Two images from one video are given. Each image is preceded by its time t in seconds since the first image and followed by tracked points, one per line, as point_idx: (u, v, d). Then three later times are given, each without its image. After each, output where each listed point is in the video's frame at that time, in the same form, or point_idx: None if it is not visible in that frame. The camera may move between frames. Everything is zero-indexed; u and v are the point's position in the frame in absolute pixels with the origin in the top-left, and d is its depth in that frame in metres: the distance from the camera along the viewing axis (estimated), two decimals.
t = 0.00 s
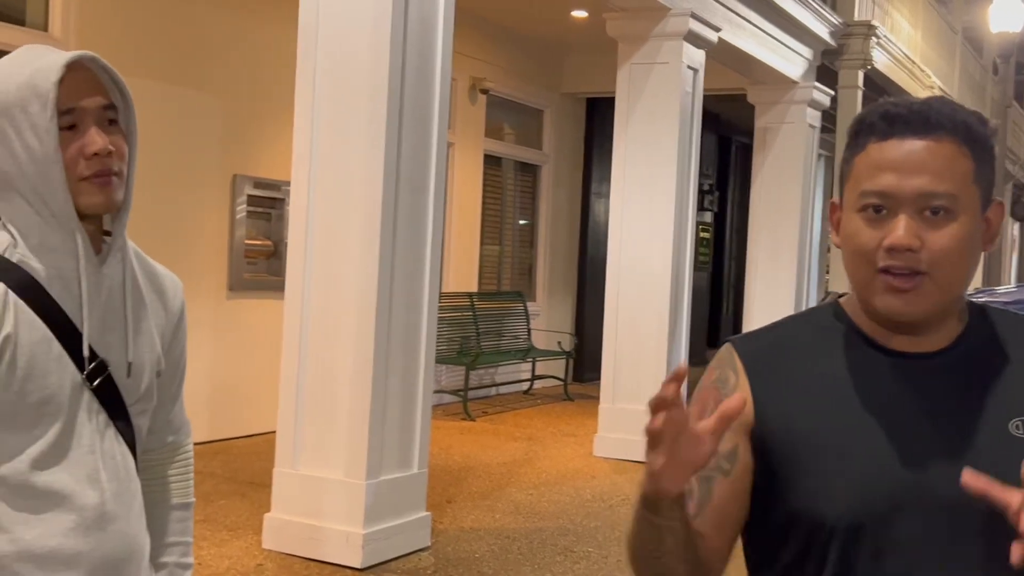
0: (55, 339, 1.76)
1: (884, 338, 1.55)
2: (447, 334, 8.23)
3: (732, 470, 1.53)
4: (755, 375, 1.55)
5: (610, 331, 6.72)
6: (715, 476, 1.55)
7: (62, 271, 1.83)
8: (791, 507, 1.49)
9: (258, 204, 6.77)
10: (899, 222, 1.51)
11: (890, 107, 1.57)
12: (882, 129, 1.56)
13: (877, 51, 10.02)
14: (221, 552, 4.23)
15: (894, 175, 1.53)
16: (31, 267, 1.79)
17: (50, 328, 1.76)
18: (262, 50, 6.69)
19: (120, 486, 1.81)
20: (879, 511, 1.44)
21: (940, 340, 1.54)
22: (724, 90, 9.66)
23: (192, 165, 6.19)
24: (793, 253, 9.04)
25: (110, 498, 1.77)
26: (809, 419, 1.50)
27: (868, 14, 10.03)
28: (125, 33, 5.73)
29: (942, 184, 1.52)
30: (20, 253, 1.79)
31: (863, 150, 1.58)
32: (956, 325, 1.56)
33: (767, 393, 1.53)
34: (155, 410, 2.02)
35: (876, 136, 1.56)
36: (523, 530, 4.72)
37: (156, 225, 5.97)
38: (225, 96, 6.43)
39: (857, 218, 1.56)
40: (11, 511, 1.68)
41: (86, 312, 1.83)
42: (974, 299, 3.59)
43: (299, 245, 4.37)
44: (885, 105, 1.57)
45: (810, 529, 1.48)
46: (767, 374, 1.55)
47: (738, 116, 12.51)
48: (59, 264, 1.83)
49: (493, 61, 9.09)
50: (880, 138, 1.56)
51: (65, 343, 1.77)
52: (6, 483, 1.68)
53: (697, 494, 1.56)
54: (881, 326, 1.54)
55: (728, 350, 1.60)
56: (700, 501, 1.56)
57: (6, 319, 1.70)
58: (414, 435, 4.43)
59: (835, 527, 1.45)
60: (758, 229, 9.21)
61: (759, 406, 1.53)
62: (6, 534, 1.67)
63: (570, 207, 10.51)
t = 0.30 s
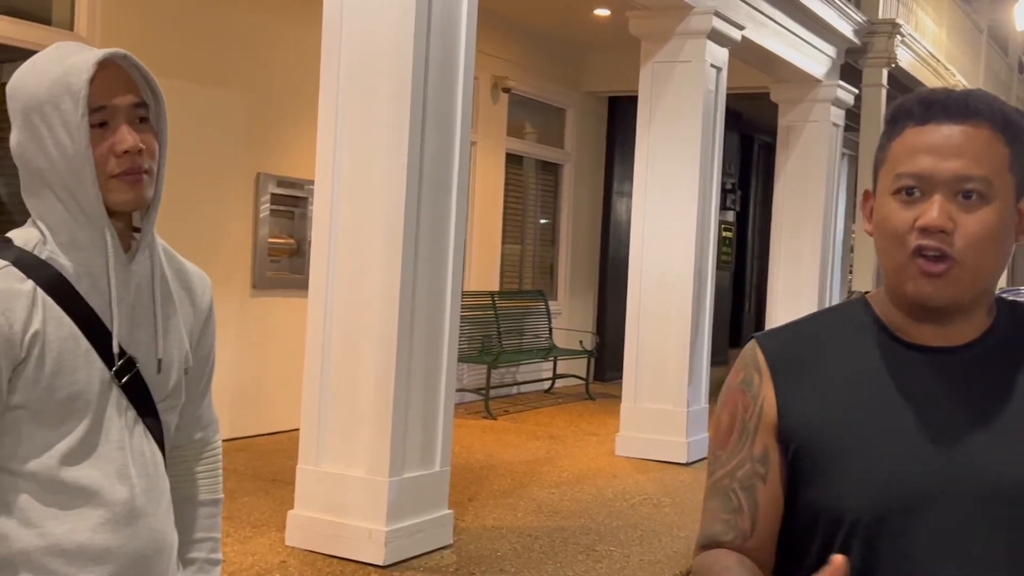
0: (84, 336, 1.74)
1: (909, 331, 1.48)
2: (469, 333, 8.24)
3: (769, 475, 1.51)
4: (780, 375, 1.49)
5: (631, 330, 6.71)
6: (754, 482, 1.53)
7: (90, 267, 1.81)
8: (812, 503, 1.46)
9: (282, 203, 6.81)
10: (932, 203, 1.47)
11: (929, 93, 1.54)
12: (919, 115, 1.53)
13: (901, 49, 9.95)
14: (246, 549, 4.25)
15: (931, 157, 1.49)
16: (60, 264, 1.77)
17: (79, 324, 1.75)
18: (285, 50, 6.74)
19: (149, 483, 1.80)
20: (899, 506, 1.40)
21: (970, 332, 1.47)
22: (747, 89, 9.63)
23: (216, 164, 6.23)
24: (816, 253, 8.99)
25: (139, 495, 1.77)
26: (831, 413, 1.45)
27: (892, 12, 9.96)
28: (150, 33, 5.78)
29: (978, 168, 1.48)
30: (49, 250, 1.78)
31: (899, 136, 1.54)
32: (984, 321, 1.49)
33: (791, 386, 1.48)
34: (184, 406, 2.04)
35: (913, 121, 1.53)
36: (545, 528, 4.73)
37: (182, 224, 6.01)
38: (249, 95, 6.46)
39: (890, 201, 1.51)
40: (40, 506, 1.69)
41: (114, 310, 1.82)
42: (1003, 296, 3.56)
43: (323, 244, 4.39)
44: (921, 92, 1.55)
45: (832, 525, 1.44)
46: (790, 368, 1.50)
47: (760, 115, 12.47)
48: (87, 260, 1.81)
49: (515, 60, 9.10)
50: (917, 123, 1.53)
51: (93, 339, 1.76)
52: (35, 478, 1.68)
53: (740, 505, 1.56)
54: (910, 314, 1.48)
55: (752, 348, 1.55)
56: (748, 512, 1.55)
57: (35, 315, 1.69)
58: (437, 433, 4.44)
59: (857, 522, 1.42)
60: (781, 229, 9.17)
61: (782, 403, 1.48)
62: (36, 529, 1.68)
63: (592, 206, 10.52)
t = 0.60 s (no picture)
0: (113, 333, 1.75)
1: (931, 324, 1.45)
2: (489, 332, 8.26)
3: (785, 467, 1.50)
4: (804, 370, 1.47)
5: (651, 329, 6.71)
6: (770, 475, 1.52)
7: (119, 265, 1.81)
8: (831, 498, 1.43)
9: (303, 201, 6.85)
10: (949, 186, 1.45)
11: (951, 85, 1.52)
12: (940, 106, 1.51)
13: (923, 48, 9.90)
14: (268, 546, 4.28)
15: (949, 143, 1.47)
16: (90, 262, 1.77)
17: (107, 321, 1.75)
18: (307, 49, 6.76)
19: (176, 479, 1.81)
20: (917, 503, 1.37)
21: (995, 325, 1.43)
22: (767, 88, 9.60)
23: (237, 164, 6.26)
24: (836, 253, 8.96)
25: (167, 491, 1.77)
26: (855, 408, 1.42)
27: (914, 10, 9.91)
28: (173, 32, 5.81)
29: (995, 153, 1.45)
30: (79, 247, 1.77)
31: (921, 129, 1.53)
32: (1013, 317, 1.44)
33: (815, 381, 1.47)
34: (212, 403, 2.05)
35: (935, 112, 1.51)
36: (566, 527, 4.73)
37: (205, 223, 6.05)
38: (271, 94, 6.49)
39: (909, 190, 1.50)
40: (69, 502, 1.69)
41: (143, 307, 1.82)
42: None
43: (344, 242, 4.41)
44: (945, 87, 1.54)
45: (850, 521, 1.42)
46: (817, 363, 1.47)
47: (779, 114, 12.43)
48: (118, 258, 1.81)
49: (535, 60, 9.11)
50: (939, 115, 1.51)
51: (122, 336, 1.76)
52: (65, 474, 1.68)
53: (757, 495, 1.54)
54: (930, 303, 1.45)
55: (778, 342, 1.53)
56: (765, 503, 1.54)
57: (65, 312, 1.70)
58: (457, 431, 4.45)
59: (873, 516, 1.39)
60: (801, 228, 9.14)
61: (809, 395, 1.46)
62: (65, 524, 1.68)
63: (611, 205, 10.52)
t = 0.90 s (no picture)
0: (131, 331, 1.76)
1: (957, 324, 1.44)
2: (505, 330, 8.26)
3: (799, 454, 1.47)
4: (828, 365, 1.46)
5: (667, 328, 6.69)
6: (779, 459, 1.49)
7: (137, 262, 1.83)
8: (857, 494, 1.41)
9: (320, 200, 6.87)
10: (986, 185, 1.43)
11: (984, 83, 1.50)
12: (973, 104, 1.49)
13: (941, 46, 9.83)
14: (284, 543, 4.29)
15: (986, 142, 1.45)
16: (108, 260, 1.79)
17: (125, 319, 1.76)
18: (323, 48, 6.79)
19: (194, 476, 1.82)
20: (946, 501, 1.35)
21: None
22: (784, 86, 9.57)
23: (254, 163, 6.29)
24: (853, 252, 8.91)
25: (185, 488, 1.79)
26: (882, 403, 1.41)
27: (932, 8, 9.84)
28: (190, 31, 5.84)
29: None
30: (97, 246, 1.79)
31: (954, 126, 1.51)
32: None
33: (840, 377, 1.45)
34: (228, 400, 2.06)
35: (968, 111, 1.50)
36: (581, 526, 4.73)
37: (222, 221, 6.08)
38: (288, 93, 6.52)
39: (944, 187, 1.47)
40: (88, 499, 1.70)
41: (161, 303, 1.83)
42: None
43: (360, 240, 4.42)
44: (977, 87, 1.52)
45: (877, 517, 1.39)
46: (844, 361, 1.46)
47: (796, 112, 12.38)
48: (135, 255, 1.83)
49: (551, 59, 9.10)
50: (972, 112, 1.49)
51: (141, 335, 1.77)
52: (83, 472, 1.69)
53: (755, 475, 1.50)
54: (959, 302, 1.43)
55: (803, 339, 1.52)
56: (760, 484, 1.49)
57: (84, 310, 1.71)
58: (472, 429, 4.46)
59: (901, 514, 1.37)
60: (818, 227, 9.09)
61: (833, 396, 1.44)
62: (84, 520, 1.69)
63: (627, 204, 10.52)
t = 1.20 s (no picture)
0: (142, 329, 1.77)
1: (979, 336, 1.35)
2: (516, 329, 8.27)
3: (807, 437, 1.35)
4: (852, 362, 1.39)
5: (679, 327, 6.68)
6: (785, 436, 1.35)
7: (148, 261, 1.84)
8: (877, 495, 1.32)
9: (331, 199, 6.90)
10: None
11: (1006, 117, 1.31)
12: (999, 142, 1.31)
13: (954, 45, 9.78)
14: (296, 541, 4.31)
15: (1018, 194, 1.27)
16: (120, 259, 1.80)
17: (136, 317, 1.77)
18: (334, 47, 6.81)
19: (204, 474, 1.83)
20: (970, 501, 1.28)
21: None
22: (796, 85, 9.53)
23: (266, 162, 6.31)
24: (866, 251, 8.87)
25: (195, 485, 1.80)
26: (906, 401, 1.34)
27: (945, 6, 9.76)
28: (201, 30, 5.86)
29: None
30: (109, 245, 1.80)
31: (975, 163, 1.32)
32: None
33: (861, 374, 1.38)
34: (239, 398, 2.07)
35: (994, 149, 1.31)
36: (592, 525, 4.73)
37: (234, 220, 6.11)
38: (299, 92, 6.54)
39: (969, 236, 1.29)
40: (99, 496, 1.71)
41: (173, 300, 1.85)
42: None
43: (372, 239, 4.43)
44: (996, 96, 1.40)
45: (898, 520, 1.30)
46: (865, 360, 1.39)
47: (808, 111, 12.33)
48: (146, 253, 1.84)
49: (562, 57, 9.09)
50: (998, 150, 1.30)
51: (152, 333, 1.79)
52: (95, 468, 1.71)
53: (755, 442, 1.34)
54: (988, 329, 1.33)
55: (825, 336, 1.45)
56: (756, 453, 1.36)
57: (95, 308, 1.72)
58: (483, 428, 4.46)
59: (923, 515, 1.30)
60: (830, 227, 9.06)
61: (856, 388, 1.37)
62: (96, 517, 1.71)
63: (638, 203, 10.51)
